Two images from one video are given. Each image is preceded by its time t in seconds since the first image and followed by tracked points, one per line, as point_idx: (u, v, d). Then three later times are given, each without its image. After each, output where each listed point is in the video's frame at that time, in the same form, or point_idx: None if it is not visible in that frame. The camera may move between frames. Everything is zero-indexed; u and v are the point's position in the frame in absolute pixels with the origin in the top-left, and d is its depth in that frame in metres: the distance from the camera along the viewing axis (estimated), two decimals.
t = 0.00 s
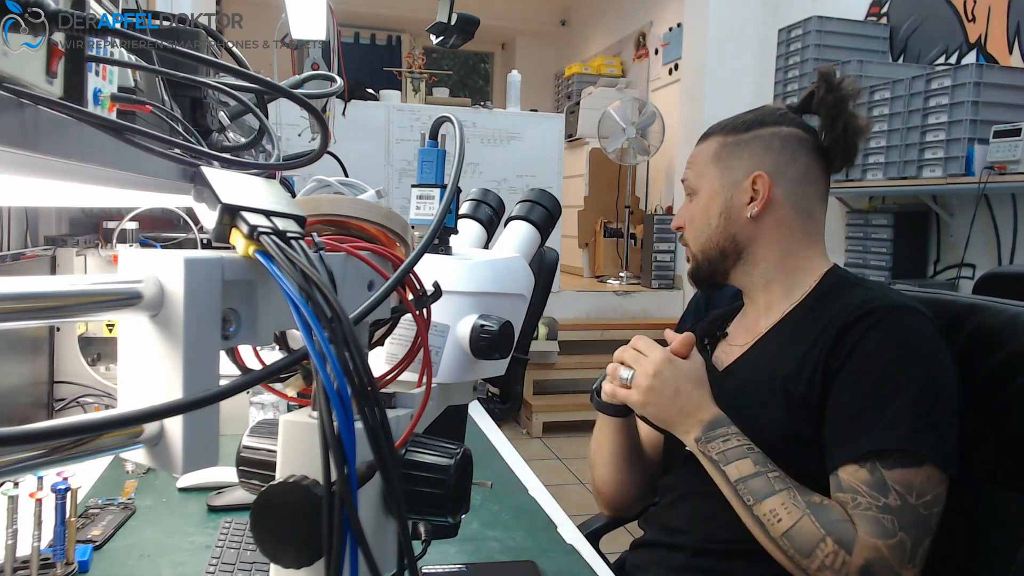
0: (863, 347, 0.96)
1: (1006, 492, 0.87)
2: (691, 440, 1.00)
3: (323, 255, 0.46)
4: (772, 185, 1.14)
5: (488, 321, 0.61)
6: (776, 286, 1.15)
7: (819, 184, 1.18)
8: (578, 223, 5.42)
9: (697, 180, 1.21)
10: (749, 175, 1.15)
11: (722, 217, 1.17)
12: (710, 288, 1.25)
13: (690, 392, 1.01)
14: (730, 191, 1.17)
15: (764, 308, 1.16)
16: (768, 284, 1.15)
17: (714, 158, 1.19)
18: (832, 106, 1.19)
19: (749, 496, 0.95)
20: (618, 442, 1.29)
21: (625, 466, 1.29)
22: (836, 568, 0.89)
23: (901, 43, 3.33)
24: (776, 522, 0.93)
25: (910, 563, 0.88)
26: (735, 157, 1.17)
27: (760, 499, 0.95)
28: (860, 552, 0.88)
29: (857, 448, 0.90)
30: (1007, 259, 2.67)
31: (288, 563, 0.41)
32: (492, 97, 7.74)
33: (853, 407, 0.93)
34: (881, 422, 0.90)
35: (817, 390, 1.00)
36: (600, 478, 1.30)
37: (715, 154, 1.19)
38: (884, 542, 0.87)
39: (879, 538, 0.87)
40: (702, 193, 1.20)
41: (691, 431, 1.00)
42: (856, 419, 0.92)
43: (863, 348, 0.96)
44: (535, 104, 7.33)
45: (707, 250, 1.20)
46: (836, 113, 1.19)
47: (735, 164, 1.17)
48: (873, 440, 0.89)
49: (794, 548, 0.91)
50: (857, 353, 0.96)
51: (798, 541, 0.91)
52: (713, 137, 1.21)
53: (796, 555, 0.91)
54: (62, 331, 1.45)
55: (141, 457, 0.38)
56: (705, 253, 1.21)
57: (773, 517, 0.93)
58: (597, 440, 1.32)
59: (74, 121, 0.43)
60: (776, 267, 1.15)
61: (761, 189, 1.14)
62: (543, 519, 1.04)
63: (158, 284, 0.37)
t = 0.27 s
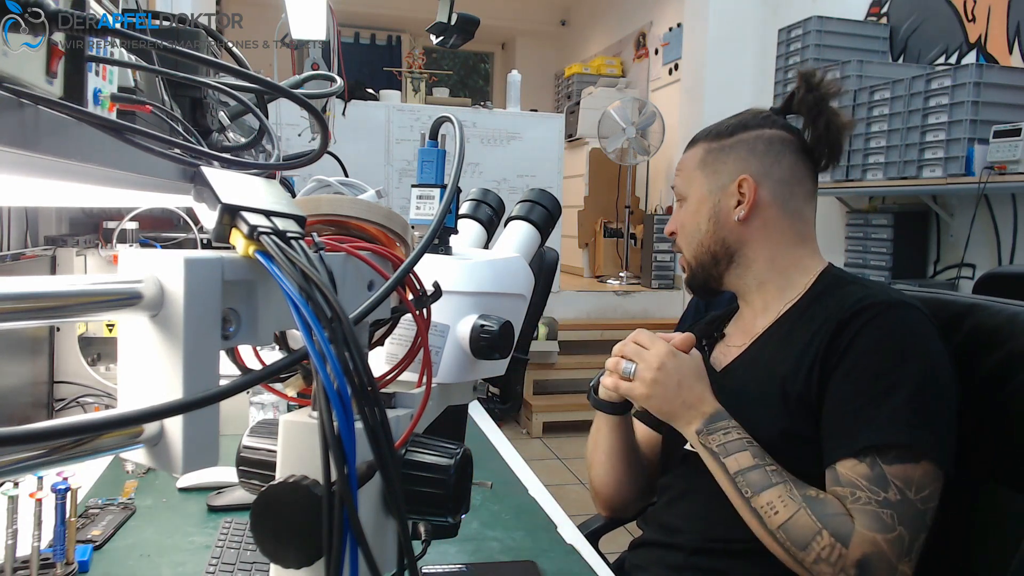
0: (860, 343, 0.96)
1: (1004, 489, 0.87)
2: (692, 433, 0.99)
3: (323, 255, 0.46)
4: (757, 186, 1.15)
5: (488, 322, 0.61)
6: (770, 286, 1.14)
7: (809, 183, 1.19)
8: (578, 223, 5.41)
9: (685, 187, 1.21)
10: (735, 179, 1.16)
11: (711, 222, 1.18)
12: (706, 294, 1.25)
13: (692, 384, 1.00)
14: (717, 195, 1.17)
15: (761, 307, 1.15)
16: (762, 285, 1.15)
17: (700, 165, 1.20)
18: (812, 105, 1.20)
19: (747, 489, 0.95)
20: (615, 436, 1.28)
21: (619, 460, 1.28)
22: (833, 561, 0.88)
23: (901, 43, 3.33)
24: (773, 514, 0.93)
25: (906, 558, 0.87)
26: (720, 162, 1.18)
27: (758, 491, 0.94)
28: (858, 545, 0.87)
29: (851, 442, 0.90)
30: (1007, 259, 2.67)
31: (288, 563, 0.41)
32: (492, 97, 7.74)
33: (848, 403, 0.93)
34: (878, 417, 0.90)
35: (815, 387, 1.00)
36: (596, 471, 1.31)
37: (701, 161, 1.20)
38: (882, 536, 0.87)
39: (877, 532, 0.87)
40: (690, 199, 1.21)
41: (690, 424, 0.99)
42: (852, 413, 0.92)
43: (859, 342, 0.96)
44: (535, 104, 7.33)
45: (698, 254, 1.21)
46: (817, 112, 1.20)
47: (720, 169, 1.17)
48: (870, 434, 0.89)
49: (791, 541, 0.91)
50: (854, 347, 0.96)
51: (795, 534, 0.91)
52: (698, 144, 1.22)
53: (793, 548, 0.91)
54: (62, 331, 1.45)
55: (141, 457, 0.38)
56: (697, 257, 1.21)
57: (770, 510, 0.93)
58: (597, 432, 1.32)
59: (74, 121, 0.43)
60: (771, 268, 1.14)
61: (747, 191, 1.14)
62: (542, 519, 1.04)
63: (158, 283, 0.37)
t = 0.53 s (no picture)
0: (857, 340, 0.96)
1: (1004, 490, 0.87)
2: (688, 427, 1.00)
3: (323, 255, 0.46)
4: (755, 187, 1.15)
5: (488, 322, 0.61)
6: (769, 286, 1.15)
7: (810, 183, 1.19)
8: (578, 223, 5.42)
9: (685, 188, 1.22)
10: (732, 181, 1.16)
11: (709, 222, 1.18)
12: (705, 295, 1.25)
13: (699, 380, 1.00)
14: (715, 197, 1.18)
15: (760, 307, 1.15)
16: (761, 286, 1.15)
17: (699, 166, 1.21)
18: (810, 106, 1.20)
19: (740, 484, 0.96)
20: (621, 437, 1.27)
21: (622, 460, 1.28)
22: (821, 557, 0.89)
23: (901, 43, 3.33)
24: (763, 508, 0.93)
25: (895, 555, 0.87)
26: (719, 164, 1.18)
27: (750, 486, 0.95)
28: (846, 541, 0.87)
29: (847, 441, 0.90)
30: (1007, 259, 2.67)
31: (288, 563, 0.41)
32: (492, 97, 7.74)
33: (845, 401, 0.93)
34: (873, 415, 0.90)
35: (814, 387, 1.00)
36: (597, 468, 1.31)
37: (700, 163, 1.21)
38: (870, 532, 0.87)
39: (865, 528, 0.87)
40: (690, 200, 1.21)
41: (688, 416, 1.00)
42: (848, 411, 0.92)
43: (857, 340, 0.96)
44: (535, 104, 7.33)
45: (698, 255, 1.21)
46: (816, 112, 1.20)
47: (718, 170, 1.18)
48: (864, 432, 0.89)
49: (780, 536, 0.92)
50: (852, 345, 0.96)
51: (784, 529, 0.91)
52: (698, 146, 1.23)
53: (782, 543, 0.91)
54: (62, 331, 1.45)
55: (141, 457, 0.38)
56: (695, 258, 1.22)
57: (761, 505, 0.93)
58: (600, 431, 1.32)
59: (74, 121, 0.43)
60: (768, 269, 1.15)
61: (744, 192, 1.15)
62: (542, 519, 1.04)
63: (158, 284, 0.37)
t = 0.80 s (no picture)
0: (855, 338, 0.96)
1: (1005, 490, 0.86)
2: (682, 426, 1.00)
3: (323, 255, 0.46)
4: (759, 186, 1.15)
5: (488, 322, 0.61)
6: (769, 284, 1.15)
7: (812, 184, 1.18)
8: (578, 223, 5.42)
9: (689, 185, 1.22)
10: (738, 178, 1.16)
11: (712, 220, 1.18)
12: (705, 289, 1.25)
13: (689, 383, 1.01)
14: (718, 194, 1.18)
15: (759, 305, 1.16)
16: (762, 283, 1.15)
17: (704, 164, 1.21)
18: (818, 108, 1.21)
19: (734, 481, 0.96)
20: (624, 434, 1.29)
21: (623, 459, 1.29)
22: (813, 550, 0.88)
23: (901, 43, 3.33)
24: (758, 505, 0.93)
25: (888, 549, 0.87)
26: (724, 162, 1.18)
27: (744, 482, 0.95)
28: (838, 534, 0.87)
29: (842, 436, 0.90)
30: (1007, 260, 2.67)
31: (287, 563, 0.41)
32: (492, 97, 7.74)
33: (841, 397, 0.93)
34: (870, 410, 0.90)
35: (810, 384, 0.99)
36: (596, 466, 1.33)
37: (706, 161, 1.21)
38: (862, 525, 0.86)
39: (858, 521, 0.86)
40: (693, 197, 1.21)
41: (681, 417, 1.00)
42: (845, 407, 0.92)
43: (855, 336, 0.96)
44: (535, 104, 7.33)
45: (699, 251, 1.21)
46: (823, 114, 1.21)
47: (722, 168, 1.18)
48: (860, 427, 0.89)
49: (774, 531, 0.91)
50: (851, 342, 0.96)
51: (777, 524, 0.91)
52: (704, 144, 1.23)
53: (775, 537, 0.91)
54: (62, 331, 1.45)
55: (141, 457, 0.38)
56: (696, 254, 1.22)
57: (755, 501, 0.93)
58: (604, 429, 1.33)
59: (74, 121, 0.43)
60: (768, 267, 1.15)
61: (749, 190, 1.15)
62: (542, 519, 1.04)
63: (158, 283, 0.37)
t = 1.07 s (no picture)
0: (838, 327, 0.95)
1: (1003, 491, 0.86)
2: (661, 393, 0.95)
3: (323, 255, 0.46)
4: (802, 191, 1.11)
5: (488, 322, 0.61)
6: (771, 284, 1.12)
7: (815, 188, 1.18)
8: (578, 224, 5.42)
9: (723, 170, 1.10)
10: (781, 177, 1.10)
11: (750, 214, 1.09)
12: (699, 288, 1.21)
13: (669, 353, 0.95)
14: (760, 188, 1.09)
15: (755, 306, 1.14)
16: (765, 282, 1.12)
17: (743, 151, 1.10)
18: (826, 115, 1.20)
19: (705, 445, 0.93)
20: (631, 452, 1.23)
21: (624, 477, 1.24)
22: (772, 516, 0.86)
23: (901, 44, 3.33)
24: (726, 469, 0.90)
25: (845, 525, 0.85)
26: (767, 155, 1.10)
27: (715, 447, 0.92)
28: (800, 502, 0.85)
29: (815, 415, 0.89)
30: (1007, 260, 2.67)
31: (287, 562, 0.41)
32: (492, 97, 7.75)
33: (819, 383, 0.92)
34: (845, 395, 0.88)
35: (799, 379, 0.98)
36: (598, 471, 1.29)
37: (745, 147, 1.10)
38: (824, 497, 0.84)
39: (820, 492, 0.84)
40: (725, 184, 1.10)
41: (662, 385, 0.95)
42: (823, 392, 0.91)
43: (840, 327, 0.95)
44: (535, 104, 7.33)
45: (721, 245, 1.11)
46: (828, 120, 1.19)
47: (767, 161, 1.10)
48: (834, 411, 0.88)
49: (736, 494, 0.89)
50: (834, 333, 0.95)
51: (742, 490, 0.88)
52: (741, 128, 1.11)
53: (736, 501, 0.89)
54: (62, 331, 1.45)
55: (141, 457, 0.38)
56: (717, 247, 1.11)
57: (722, 463, 0.90)
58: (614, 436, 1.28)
59: (74, 121, 0.43)
60: (771, 266, 1.12)
61: (793, 193, 1.10)
62: (542, 519, 1.04)
63: (158, 283, 0.37)
